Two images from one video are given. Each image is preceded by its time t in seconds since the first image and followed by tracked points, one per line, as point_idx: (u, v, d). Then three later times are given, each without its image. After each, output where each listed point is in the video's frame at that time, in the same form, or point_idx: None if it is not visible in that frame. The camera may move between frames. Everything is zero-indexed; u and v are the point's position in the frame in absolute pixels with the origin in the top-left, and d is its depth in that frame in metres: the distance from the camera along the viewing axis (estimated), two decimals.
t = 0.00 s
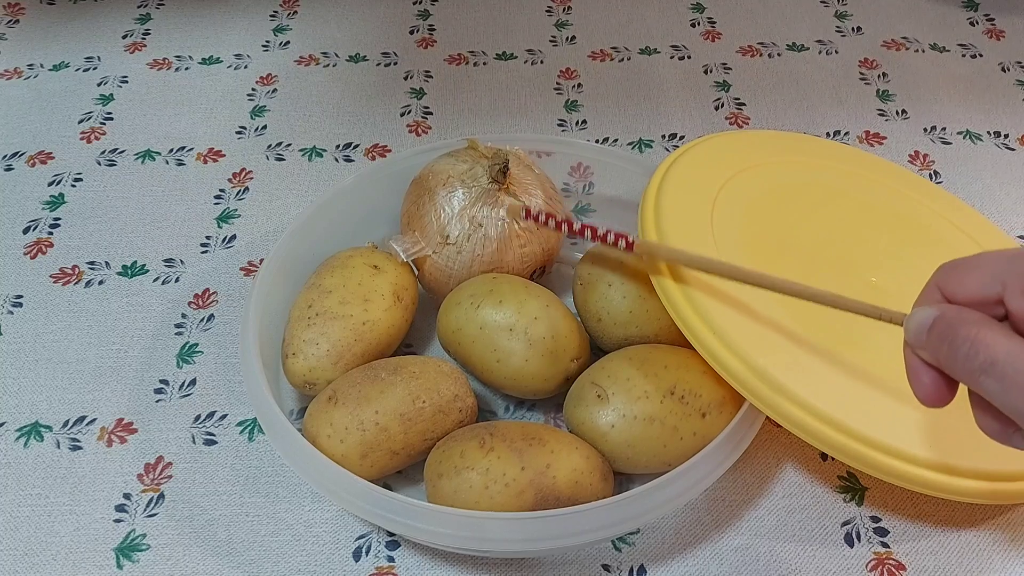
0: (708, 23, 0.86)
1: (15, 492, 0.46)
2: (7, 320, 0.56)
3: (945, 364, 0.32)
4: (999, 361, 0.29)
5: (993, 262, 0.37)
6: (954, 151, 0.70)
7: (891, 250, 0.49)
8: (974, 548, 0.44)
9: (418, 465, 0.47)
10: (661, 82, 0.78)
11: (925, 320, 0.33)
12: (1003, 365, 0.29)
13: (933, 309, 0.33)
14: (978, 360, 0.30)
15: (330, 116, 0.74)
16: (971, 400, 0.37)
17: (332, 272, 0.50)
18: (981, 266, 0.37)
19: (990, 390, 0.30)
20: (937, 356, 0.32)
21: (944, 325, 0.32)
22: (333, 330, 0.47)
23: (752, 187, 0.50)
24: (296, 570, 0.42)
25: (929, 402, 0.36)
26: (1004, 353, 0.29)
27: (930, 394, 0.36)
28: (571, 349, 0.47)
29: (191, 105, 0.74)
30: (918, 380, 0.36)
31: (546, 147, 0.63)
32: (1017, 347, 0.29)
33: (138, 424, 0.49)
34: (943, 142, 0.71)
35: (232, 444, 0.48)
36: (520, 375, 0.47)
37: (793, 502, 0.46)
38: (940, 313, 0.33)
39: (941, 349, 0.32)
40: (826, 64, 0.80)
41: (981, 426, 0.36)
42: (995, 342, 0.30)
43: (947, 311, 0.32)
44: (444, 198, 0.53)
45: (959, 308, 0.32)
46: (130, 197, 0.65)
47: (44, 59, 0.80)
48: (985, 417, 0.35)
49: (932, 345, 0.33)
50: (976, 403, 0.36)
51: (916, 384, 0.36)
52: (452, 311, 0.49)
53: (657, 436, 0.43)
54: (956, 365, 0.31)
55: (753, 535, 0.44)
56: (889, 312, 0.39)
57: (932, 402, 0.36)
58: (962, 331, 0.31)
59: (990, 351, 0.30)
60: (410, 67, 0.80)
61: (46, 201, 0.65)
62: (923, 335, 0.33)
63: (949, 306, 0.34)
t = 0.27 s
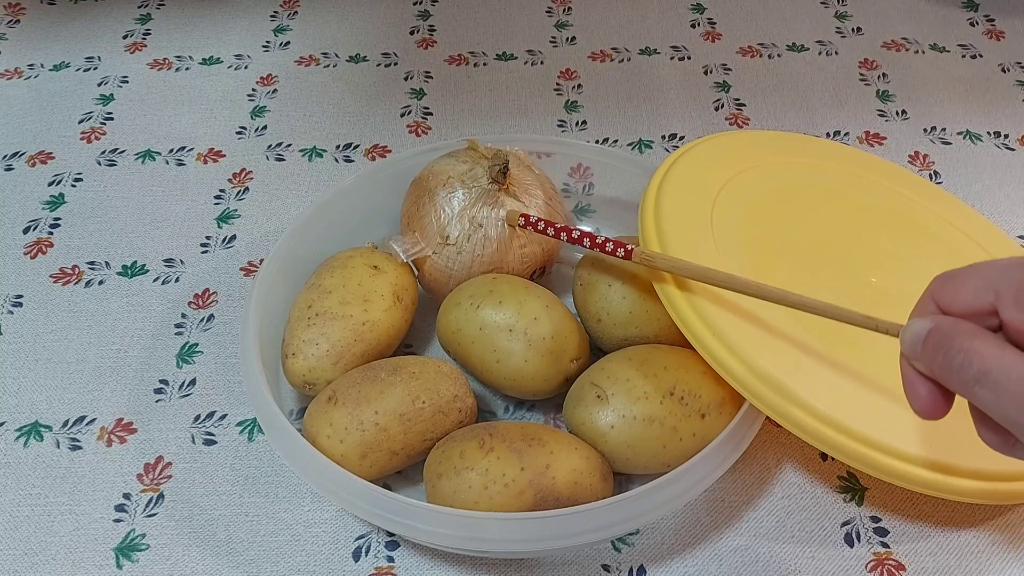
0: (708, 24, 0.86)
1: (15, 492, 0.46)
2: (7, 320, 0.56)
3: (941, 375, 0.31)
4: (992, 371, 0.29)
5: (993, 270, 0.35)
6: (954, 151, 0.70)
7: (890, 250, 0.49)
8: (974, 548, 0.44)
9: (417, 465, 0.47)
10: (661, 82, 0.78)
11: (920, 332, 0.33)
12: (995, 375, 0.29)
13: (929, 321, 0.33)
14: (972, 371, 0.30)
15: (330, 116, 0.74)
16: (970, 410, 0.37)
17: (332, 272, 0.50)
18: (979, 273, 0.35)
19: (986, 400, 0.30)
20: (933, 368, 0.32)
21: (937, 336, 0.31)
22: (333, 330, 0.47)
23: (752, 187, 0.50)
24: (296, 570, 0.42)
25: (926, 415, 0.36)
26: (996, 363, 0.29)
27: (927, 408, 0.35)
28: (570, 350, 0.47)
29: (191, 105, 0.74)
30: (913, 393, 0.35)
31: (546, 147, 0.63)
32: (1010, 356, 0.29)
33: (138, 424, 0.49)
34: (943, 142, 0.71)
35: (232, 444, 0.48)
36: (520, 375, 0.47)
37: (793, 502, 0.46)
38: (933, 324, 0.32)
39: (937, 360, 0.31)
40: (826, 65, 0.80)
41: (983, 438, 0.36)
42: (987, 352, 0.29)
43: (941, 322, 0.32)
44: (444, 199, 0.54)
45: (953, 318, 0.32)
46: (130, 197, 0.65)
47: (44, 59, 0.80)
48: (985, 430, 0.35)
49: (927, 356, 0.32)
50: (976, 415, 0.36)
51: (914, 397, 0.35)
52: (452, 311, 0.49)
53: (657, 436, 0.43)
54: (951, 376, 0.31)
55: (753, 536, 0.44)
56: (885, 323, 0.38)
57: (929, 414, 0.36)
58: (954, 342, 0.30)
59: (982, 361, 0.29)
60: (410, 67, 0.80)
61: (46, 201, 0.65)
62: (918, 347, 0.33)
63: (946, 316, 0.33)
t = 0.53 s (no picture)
0: (708, 24, 0.86)
1: (15, 492, 0.46)
2: (7, 320, 0.56)
3: (938, 382, 0.31)
4: (988, 378, 0.29)
5: (993, 276, 0.35)
6: (954, 151, 0.70)
7: (890, 250, 0.49)
8: (974, 548, 0.44)
9: (418, 465, 0.47)
10: (661, 82, 0.78)
11: (918, 338, 0.33)
12: (992, 382, 0.29)
13: (927, 327, 0.33)
14: (969, 377, 0.30)
15: (330, 116, 0.74)
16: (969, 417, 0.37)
17: (332, 272, 0.50)
18: (978, 279, 0.35)
19: (982, 407, 0.29)
20: (930, 374, 0.32)
21: (935, 343, 0.32)
22: (333, 330, 0.47)
23: (752, 187, 0.50)
24: (296, 570, 0.42)
25: (921, 423, 0.36)
26: (992, 371, 0.29)
27: (921, 416, 0.35)
28: (571, 350, 0.47)
29: (191, 105, 0.74)
30: (909, 401, 0.35)
31: (546, 147, 0.63)
32: (1006, 364, 0.29)
33: (138, 424, 0.49)
34: (943, 142, 0.71)
35: (232, 444, 0.48)
36: (520, 375, 0.47)
37: (793, 502, 0.46)
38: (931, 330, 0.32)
39: (934, 366, 0.31)
40: (825, 65, 0.80)
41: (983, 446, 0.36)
42: (983, 359, 0.29)
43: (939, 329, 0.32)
44: (444, 199, 0.54)
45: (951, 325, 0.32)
46: (130, 197, 0.65)
47: (44, 59, 0.80)
48: (985, 439, 0.35)
49: (924, 362, 0.32)
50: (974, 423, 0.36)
51: (908, 405, 0.35)
52: (452, 311, 0.49)
53: (657, 436, 0.43)
54: (948, 382, 0.31)
55: (753, 535, 0.44)
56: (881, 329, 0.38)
57: (924, 423, 0.36)
58: (952, 349, 0.30)
59: (979, 368, 0.29)
60: (410, 67, 0.80)
61: (46, 201, 0.65)
62: (916, 353, 0.33)
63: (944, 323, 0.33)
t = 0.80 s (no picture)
0: (708, 24, 0.86)
1: (15, 492, 0.46)
2: (7, 320, 0.56)
3: (937, 376, 0.31)
4: (987, 372, 0.29)
5: (991, 270, 0.35)
6: (954, 151, 0.70)
7: (890, 249, 0.49)
8: (974, 548, 0.44)
9: (418, 465, 0.47)
10: (661, 82, 0.78)
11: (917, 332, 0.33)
12: (990, 376, 0.29)
13: (926, 321, 0.33)
14: (967, 371, 0.29)
15: (330, 117, 0.74)
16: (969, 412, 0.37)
17: (332, 272, 0.50)
18: (978, 274, 0.35)
19: (980, 401, 0.29)
20: (929, 368, 0.32)
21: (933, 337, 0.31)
22: (333, 329, 0.47)
23: (751, 187, 0.50)
24: (296, 570, 0.42)
25: (919, 416, 0.36)
26: (991, 364, 0.29)
27: (920, 410, 0.35)
28: (571, 349, 0.47)
29: (191, 105, 0.74)
30: (907, 395, 0.35)
31: (546, 147, 0.63)
32: (1005, 357, 0.28)
33: (138, 424, 0.49)
34: (943, 142, 0.71)
35: (232, 444, 0.48)
36: (520, 374, 0.47)
37: (793, 502, 0.46)
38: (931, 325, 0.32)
39: (933, 360, 0.31)
40: (826, 65, 0.80)
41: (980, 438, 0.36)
42: (982, 352, 0.29)
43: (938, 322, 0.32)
44: (444, 198, 0.54)
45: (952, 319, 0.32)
46: (130, 197, 0.65)
47: (44, 59, 0.80)
48: (982, 431, 0.35)
49: (923, 357, 0.32)
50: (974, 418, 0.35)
51: (907, 399, 0.35)
52: (452, 311, 0.49)
53: (657, 436, 0.43)
54: (947, 376, 0.31)
55: (753, 535, 0.44)
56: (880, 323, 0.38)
57: (922, 416, 0.36)
58: (951, 343, 0.30)
59: (977, 362, 0.29)
60: (410, 67, 0.80)
61: (46, 201, 0.65)
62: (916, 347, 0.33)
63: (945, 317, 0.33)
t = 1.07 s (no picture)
0: (708, 24, 0.86)
1: (15, 492, 0.46)
2: (7, 320, 0.56)
3: (938, 376, 0.31)
4: (987, 373, 0.29)
5: (991, 272, 0.35)
6: (954, 151, 0.70)
7: (890, 249, 0.49)
8: (974, 548, 0.44)
9: (418, 465, 0.47)
10: (661, 82, 0.78)
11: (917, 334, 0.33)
12: (990, 376, 0.29)
13: (926, 322, 0.33)
14: (968, 372, 0.29)
15: (330, 117, 0.74)
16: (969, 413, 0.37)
17: (332, 272, 0.50)
18: (978, 275, 0.35)
19: (980, 402, 0.29)
20: (929, 368, 0.32)
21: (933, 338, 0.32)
22: (333, 329, 0.47)
23: (751, 187, 0.50)
24: (296, 570, 0.42)
25: (920, 418, 0.35)
26: (991, 365, 0.28)
27: (920, 411, 0.35)
28: (570, 349, 0.47)
29: (191, 105, 0.74)
30: (908, 396, 0.35)
31: (546, 147, 0.63)
32: (1005, 358, 0.28)
33: (138, 424, 0.49)
34: (943, 142, 0.71)
35: (232, 444, 0.48)
36: (520, 374, 0.47)
37: (793, 502, 0.46)
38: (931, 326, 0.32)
39: (934, 361, 0.31)
40: (826, 65, 0.80)
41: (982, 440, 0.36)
42: (982, 353, 0.29)
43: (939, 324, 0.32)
44: (444, 198, 0.54)
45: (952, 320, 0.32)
46: (130, 197, 0.65)
47: (44, 59, 0.80)
48: (984, 433, 0.35)
49: (923, 358, 0.32)
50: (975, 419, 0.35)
51: (908, 400, 0.35)
52: (452, 311, 0.49)
53: (657, 436, 0.43)
54: (947, 377, 0.30)
55: (753, 535, 0.44)
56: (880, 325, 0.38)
57: (923, 418, 0.36)
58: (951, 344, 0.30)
59: (978, 363, 0.29)
60: (410, 67, 0.80)
61: (46, 201, 0.65)
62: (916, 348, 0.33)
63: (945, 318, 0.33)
